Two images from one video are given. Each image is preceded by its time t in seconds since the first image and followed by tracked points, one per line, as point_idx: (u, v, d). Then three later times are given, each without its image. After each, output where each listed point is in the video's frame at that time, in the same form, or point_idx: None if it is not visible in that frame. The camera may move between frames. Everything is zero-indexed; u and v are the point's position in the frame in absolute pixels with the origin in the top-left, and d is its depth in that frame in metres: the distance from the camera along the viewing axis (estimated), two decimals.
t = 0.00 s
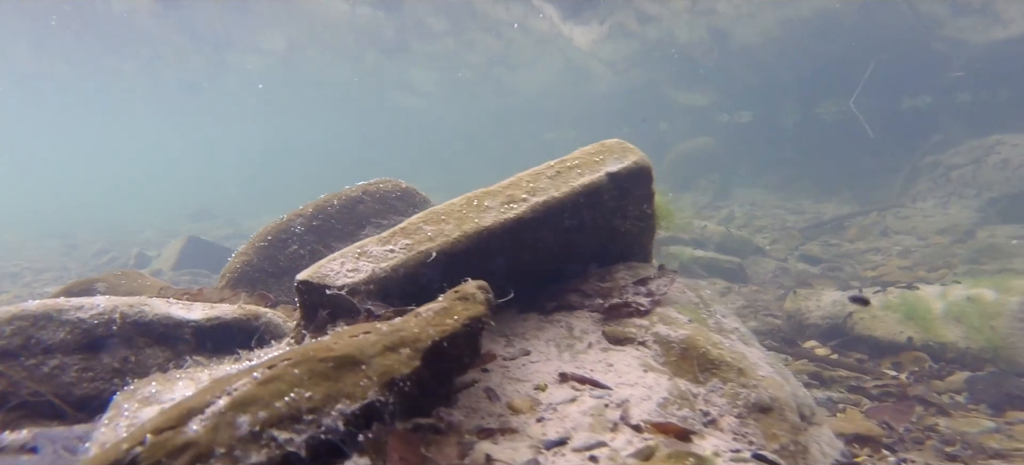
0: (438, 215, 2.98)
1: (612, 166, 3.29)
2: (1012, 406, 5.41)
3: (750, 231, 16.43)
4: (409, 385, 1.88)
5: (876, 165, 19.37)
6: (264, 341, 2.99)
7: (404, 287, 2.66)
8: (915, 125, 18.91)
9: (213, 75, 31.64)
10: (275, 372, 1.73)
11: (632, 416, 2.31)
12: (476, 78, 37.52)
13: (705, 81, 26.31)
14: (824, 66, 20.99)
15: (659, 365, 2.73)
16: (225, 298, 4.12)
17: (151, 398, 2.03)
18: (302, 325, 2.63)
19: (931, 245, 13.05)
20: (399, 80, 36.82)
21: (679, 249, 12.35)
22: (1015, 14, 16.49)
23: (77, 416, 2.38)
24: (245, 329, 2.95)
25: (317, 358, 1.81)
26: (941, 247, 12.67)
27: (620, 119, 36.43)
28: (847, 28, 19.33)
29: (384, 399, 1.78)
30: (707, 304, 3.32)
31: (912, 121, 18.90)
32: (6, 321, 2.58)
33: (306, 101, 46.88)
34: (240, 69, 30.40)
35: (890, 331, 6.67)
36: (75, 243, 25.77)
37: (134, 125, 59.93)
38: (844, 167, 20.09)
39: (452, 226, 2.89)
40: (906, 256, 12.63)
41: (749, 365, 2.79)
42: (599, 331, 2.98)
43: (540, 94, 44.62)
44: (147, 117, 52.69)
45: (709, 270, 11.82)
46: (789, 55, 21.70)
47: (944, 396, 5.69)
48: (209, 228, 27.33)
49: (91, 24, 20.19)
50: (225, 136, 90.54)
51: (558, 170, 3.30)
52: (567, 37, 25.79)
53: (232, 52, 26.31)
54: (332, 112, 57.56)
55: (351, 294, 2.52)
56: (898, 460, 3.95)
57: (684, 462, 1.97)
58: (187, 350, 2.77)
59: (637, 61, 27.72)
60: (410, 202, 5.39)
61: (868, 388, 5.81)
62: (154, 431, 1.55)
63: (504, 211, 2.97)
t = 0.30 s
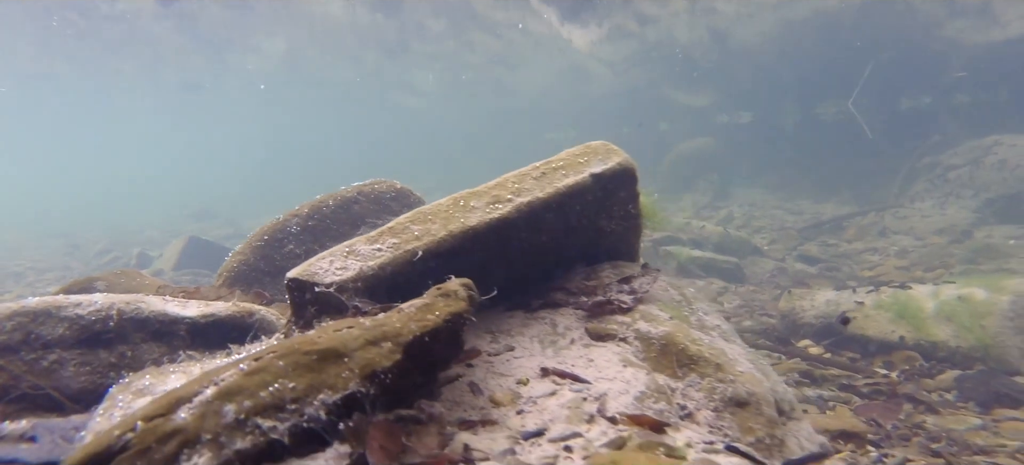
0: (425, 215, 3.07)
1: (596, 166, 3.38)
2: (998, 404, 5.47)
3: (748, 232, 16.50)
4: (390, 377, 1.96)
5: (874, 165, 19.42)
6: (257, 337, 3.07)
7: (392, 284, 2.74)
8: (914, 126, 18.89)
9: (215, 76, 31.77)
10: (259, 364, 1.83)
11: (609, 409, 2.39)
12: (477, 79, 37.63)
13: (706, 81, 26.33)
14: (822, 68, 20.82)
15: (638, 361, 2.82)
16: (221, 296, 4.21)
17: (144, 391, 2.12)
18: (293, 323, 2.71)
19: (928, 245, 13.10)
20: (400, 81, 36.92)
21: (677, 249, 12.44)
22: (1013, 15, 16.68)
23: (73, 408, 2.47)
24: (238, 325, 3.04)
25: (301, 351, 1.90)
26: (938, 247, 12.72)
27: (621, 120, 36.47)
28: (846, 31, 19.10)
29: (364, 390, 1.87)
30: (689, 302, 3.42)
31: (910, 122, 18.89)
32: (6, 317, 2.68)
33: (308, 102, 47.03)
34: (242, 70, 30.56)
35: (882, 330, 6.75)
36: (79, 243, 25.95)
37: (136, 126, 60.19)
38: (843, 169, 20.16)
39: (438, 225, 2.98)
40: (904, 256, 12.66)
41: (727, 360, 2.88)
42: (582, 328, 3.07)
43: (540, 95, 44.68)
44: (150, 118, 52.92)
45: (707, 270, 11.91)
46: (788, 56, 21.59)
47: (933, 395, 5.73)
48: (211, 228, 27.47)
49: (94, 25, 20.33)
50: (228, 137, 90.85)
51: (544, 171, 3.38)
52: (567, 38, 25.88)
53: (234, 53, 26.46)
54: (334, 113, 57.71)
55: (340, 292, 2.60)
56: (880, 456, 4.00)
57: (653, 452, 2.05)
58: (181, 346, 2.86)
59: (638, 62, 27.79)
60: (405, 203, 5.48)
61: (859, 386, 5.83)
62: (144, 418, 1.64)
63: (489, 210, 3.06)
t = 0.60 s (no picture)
0: (413, 214, 3.16)
1: (580, 166, 3.48)
2: (985, 400, 5.53)
3: (746, 231, 16.56)
4: (373, 369, 2.05)
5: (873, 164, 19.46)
6: (251, 333, 3.15)
7: (380, 280, 2.83)
8: (913, 126, 18.77)
9: (216, 76, 31.88)
10: (246, 356, 1.92)
11: (587, 401, 2.48)
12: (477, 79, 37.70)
13: (705, 81, 26.38)
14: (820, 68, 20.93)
15: (619, 355, 2.91)
16: (217, 294, 4.31)
17: (139, 382, 2.22)
18: (284, 319, 2.81)
19: (924, 244, 13.16)
20: (400, 81, 37.01)
21: (674, 249, 12.50)
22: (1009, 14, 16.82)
23: (71, 401, 2.57)
24: (233, 321, 3.12)
25: (287, 344, 2.00)
26: (934, 246, 12.76)
27: (621, 119, 36.51)
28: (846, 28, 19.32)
29: (347, 381, 1.96)
30: (673, 299, 3.50)
31: (909, 122, 18.79)
32: (7, 313, 2.78)
33: (309, 102, 47.16)
34: (243, 70, 30.67)
35: (874, 328, 6.82)
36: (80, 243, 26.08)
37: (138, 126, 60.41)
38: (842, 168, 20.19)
39: (426, 224, 3.08)
40: (901, 255, 12.70)
41: (706, 355, 2.96)
42: (565, 324, 3.16)
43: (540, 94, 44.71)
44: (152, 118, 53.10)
45: (704, 269, 11.99)
46: (786, 56, 21.69)
47: (922, 391, 5.75)
48: (211, 228, 27.59)
49: (95, 26, 20.45)
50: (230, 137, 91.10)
51: (529, 171, 3.47)
52: (567, 38, 25.95)
53: (236, 54, 26.59)
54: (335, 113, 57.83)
55: (328, 288, 2.69)
56: (863, 450, 4.06)
57: (625, 440, 2.15)
58: (175, 341, 2.94)
59: (637, 62, 27.88)
60: (399, 204, 5.57)
61: (849, 383, 5.80)
62: (136, 406, 1.74)
63: (476, 210, 3.16)
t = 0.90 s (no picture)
0: (402, 213, 3.26)
1: (566, 167, 3.57)
2: (974, 398, 5.57)
3: (745, 231, 16.61)
4: (357, 361, 2.15)
5: (873, 164, 19.48)
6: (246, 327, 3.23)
7: (369, 276, 2.92)
8: (912, 126, 18.81)
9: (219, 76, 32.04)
10: (234, 348, 2.01)
11: (567, 394, 2.56)
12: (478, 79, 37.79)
13: (706, 81, 26.42)
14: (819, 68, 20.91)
15: (601, 350, 3.00)
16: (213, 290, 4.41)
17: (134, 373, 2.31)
18: (277, 315, 2.91)
19: (922, 244, 13.20)
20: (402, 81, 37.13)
21: (672, 248, 12.58)
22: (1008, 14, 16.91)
23: (70, 393, 2.67)
24: (228, 316, 3.20)
25: (274, 336, 2.09)
26: (932, 246, 12.80)
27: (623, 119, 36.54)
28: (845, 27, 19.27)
29: (332, 372, 2.06)
30: (657, 296, 3.60)
31: (909, 122, 18.83)
32: (8, 308, 2.88)
33: (312, 101, 47.33)
34: (245, 70, 30.82)
35: (867, 327, 6.85)
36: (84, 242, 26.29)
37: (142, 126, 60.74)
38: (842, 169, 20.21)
39: (414, 222, 3.17)
40: (898, 255, 12.73)
41: (687, 350, 3.04)
42: (551, 320, 3.25)
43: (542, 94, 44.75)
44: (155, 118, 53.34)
45: (703, 268, 12.08)
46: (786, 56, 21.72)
47: (911, 389, 5.80)
48: (214, 227, 27.75)
49: (98, 27, 20.62)
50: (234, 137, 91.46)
51: (516, 171, 3.56)
52: (567, 38, 26.03)
53: (238, 54, 26.76)
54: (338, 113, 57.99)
55: (318, 284, 2.78)
56: (846, 446, 4.12)
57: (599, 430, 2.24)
58: (171, 335, 3.03)
59: (638, 62, 27.95)
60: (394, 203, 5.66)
61: (841, 381, 5.84)
62: (128, 395, 1.83)
63: (464, 208, 3.25)
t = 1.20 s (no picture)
0: (393, 212, 3.35)
1: (554, 167, 3.66)
2: (964, 397, 5.61)
3: (745, 232, 16.65)
4: (344, 354, 2.23)
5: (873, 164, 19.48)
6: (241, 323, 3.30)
7: (360, 273, 3.02)
8: (911, 127, 18.85)
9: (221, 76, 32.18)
10: (225, 341, 2.10)
11: (548, 388, 2.64)
12: (480, 79, 37.86)
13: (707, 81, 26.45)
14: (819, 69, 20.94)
15: (585, 346, 3.08)
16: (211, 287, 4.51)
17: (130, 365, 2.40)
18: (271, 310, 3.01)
19: (920, 245, 13.22)
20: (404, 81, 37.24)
21: (671, 249, 12.65)
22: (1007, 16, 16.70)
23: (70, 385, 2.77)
24: (224, 312, 3.26)
25: (264, 330, 2.18)
26: (931, 247, 12.82)
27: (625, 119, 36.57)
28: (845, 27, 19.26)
29: (319, 364, 2.14)
30: (643, 294, 3.69)
31: (908, 122, 18.85)
32: (12, 303, 2.98)
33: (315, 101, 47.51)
34: (247, 70, 30.97)
35: (861, 327, 6.92)
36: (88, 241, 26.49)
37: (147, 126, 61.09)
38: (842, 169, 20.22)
39: (404, 221, 3.26)
40: (897, 256, 12.75)
41: (670, 346, 3.12)
42: (537, 316, 3.34)
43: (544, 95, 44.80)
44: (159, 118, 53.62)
45: (702, 269, 12.15)
46: (787, 56, 21.75)
47: (903, 388, 5.84)
48: (216, 226, 27.90)
49: (101, 27, 20.75)
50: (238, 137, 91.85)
51: (505, 172, 3.65)
52: (568, 39, 26.08)
53: (241, 54, 26.89)
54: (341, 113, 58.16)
55: (310, 281, 2.88)
56: (831, 442, 4.19)
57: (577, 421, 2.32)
58: (167, 331, 3.10)
59: (639, 62, 27.98)
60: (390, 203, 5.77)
61: (833, 379, 5.86)
62: (124, 384, 1.92)
63: (453, 208, 3.34)
